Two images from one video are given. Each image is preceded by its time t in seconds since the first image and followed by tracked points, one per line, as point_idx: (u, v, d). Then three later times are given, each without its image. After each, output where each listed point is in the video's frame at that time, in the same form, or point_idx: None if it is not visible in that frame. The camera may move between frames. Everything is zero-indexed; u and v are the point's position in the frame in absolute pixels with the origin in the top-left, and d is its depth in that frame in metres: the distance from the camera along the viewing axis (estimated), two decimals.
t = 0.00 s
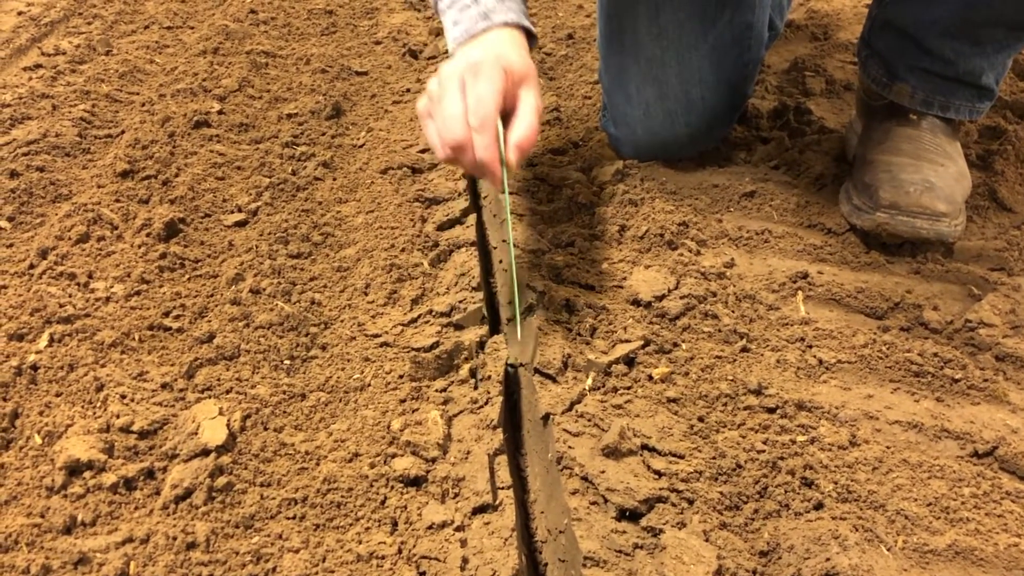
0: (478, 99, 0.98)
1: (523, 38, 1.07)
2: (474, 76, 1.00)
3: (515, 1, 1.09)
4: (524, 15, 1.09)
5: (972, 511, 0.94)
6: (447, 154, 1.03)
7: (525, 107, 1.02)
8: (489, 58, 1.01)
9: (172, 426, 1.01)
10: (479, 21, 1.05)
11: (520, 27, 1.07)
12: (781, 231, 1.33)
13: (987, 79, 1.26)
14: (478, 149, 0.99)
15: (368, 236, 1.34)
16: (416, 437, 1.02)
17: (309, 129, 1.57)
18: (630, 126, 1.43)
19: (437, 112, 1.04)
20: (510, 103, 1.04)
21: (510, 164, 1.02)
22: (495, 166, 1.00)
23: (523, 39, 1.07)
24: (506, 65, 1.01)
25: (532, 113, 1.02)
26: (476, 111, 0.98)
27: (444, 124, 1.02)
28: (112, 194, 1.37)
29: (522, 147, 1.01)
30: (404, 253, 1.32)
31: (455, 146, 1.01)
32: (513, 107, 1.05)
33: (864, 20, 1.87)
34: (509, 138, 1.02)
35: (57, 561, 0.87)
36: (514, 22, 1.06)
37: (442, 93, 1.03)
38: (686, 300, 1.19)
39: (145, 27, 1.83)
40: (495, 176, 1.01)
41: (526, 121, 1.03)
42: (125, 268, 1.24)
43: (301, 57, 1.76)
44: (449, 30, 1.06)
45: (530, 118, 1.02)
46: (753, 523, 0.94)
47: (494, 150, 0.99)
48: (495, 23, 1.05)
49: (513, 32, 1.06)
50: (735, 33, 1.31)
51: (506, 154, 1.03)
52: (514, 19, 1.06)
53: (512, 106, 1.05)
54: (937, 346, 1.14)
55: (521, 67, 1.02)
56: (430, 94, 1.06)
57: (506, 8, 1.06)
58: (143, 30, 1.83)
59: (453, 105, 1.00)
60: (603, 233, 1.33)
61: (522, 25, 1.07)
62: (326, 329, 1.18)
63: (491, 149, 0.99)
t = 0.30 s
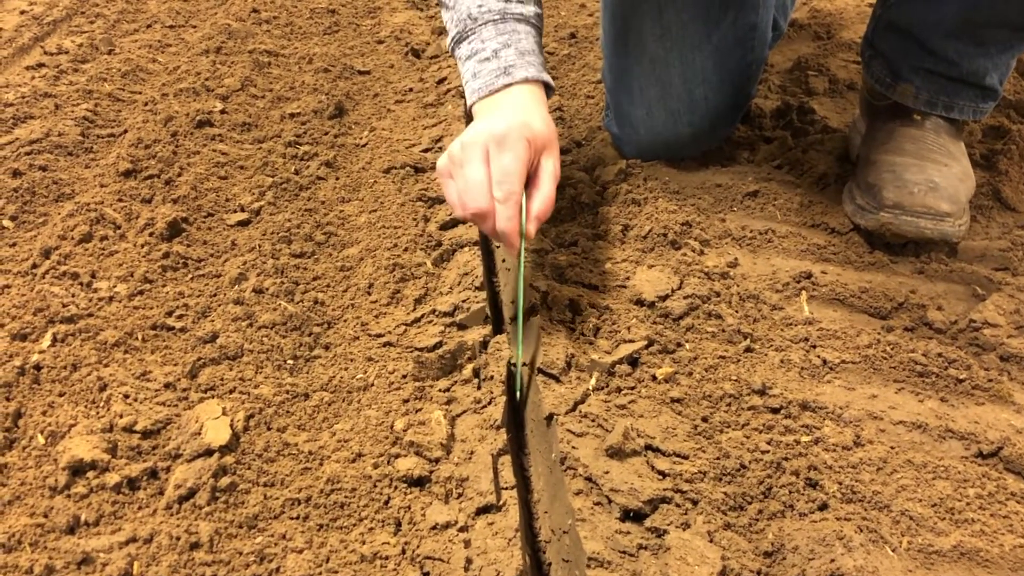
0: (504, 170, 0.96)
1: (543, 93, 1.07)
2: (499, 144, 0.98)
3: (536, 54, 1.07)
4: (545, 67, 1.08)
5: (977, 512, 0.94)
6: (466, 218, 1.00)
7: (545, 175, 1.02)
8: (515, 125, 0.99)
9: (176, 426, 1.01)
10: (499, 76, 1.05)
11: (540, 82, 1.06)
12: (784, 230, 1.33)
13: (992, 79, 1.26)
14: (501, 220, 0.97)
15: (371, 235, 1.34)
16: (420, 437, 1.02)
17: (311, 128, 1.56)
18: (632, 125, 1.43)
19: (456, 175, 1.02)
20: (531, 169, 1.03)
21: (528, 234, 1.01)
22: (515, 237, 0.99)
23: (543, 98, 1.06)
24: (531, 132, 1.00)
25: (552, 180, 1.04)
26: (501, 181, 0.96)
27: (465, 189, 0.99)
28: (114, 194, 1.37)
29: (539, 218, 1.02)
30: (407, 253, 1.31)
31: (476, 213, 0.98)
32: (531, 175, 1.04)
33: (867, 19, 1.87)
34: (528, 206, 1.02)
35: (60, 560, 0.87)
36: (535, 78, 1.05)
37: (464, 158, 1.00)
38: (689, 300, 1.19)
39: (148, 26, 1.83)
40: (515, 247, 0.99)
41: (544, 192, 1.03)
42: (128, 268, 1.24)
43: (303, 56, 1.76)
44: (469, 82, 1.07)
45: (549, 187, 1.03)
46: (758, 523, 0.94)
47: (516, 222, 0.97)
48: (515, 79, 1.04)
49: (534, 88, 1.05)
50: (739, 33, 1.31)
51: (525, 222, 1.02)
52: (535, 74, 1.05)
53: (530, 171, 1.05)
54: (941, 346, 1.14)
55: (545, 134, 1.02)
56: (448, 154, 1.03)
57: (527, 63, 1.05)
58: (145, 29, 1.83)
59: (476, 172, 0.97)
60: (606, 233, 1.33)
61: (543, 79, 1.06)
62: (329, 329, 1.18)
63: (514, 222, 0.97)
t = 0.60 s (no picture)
0: (498, 169, 0.97)
1: (541, 92, 1.08)
2: (493, 144, 0.98)
3: (534, 52, 1.09)
4: (543, 65, 1.09)
5: (980, 513, 0.94)
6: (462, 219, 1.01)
7: (540, 174, 1.03)
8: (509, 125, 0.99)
9: (176, 425, 1.01)
10: (496, 74, 1.07)
11: (538, 80, 1.07)
12: (786, 230, 1.32)
13: (995, 78, 1.25)
14: (494, 220, 0.97)
15: (371, 235, 1.34)
16: (421, 437, 1.02)
17: (312, 128, 1.56)
18: (634, 124, 1.42)
19: (452, 175, 1.02)
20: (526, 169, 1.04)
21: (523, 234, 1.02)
22: (509, 237, 0.99)
23: (538, 98, 1.07)
24: (525, 132, 1.00)
25: (546, 179, 1.03)
26: (495, 181, 0.97)
27: (461, 190, 1.00)
28: (115, 193, 1.36)
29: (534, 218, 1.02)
30: (408, 252, 1.31)
31: (471, 213, 0.99)
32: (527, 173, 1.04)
33: (869, 18, 1.86)
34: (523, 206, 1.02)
35: (61, 560, 0.87)
36: (532, 76, 1.07)
37: (459, 158, 1.00)
38: (691, 300, 1.19)
39: (148, 25, 1.83)
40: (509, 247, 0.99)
41: (539, 191, 1.03)
42: (129, 267, 1.24)
43: (304, 55, 1.76)
44: (467, 80, 1.09)
45: (545, 185, 1.02)
46: (760, 524, 0.94)
47: (509, 222, 0.97)
48: (513, 78, 1.06)
49: (530, 87, 1.07)
50: (742, 33, 1.30)
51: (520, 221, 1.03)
52: (532, 73, 1.06)
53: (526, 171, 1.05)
54: (943, 346, 1.14)
55: (539, 133, 1.02)
56: (444, 155, 1.04)
57: (524, 61, 1.07)
58: (145, 28, 1.82)
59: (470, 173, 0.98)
60: (607, 233, 1.32)
61: (541, 78, 1.08)
62: (330, 328, 1.18)
63: (507, 221, 0.97)
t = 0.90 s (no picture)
0: (463, 168, 0.97)
1: (522, 91, 1.09)
2: (459, 143, 0.99)
3: (517, 50, 1.10)
4: (526, 63, 1.11)
5: (979, 513, 0.94)
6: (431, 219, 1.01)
7: (509, 173, 1.03)
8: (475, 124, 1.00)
9: (175, 425, 1.01)
10: (478, 72, 1.08)
11: (519, 78, 1.08)
12: (785, 229, 1.32)
13: (995, 77, 1.25)
14: (461, 219, 0.97)
15: (370, 234, 1.34)
16: (420, 437, 1.02)
17: (311, 127, 1.56)
18: (632, 123, 1.42)
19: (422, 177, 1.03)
20: (496, 169, 1.04)
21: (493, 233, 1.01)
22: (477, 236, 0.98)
23: (517, 97, 1.08)
24: (494, 131, 1.01)
25: (517, 177, 1.03)
26: (460, 179, 0.97)
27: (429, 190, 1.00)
28: (114, 193, 1.36)
29: (503, 217, 1.01)
30: (407, 251, 1.31)
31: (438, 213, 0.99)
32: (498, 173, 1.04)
33: (868, 17, 1.86)
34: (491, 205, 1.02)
35: (59, 561, 0.86)
36: (512, 74, 1.08)
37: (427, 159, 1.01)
38: (690, 299, 1.19)
39: (147, 24, 1.83)
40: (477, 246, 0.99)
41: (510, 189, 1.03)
42: (127, 267, 1.23)
43: (303, 55, 1.76)
44: (452, 77, 1.11)
45: (514, 183, 1.03)
46: (759, 524, 0.94)
47: (476, 220, 0.97)
48: (493, 76, 1.07)
49: (511, 85, 1.08)
50: (740, 31, 1.30)
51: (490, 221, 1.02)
52: (512, 71, 1.08)
53: (496, 171, 1.05)
54: (943, 345, 1.14)
55: (508, 132, 1.03)
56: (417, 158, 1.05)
57: (506, 59, 1.08)
58: (144, 27, 1.82)
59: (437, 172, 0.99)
60: (606, 232, 1.32)
61: (522, 77, 1.09)
62: (329, 328, 1.18)
63: (474, 220, 0.97)
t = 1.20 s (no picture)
0: (473, 148, 0.97)
1: (524, 80, 1.08)
2: (468, 124, 0.99)
3: (518, 41, 1.08)
4: (528, 54, 1.08)
5: (975, 513, 0.94)
6: (442, 201, 1.01)
7: (519, 155, 1.03)
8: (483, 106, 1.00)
9: (171, 425, 1.01)
10: (479, 63, 1.06)
11: (521, 68, 1.07)
12: (782, 229, 1.32)
13: (991, 76, 1.25)
14: (472, 199, 0.97)
15: (367, 234, 1.33)
16: (417, 438, 1.02)
17: (308, 126, 1.56)
18: (630, 123, 1.42)
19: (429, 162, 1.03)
20: (505, 151, 1.04)
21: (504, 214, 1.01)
22: (488, 216, 0.98)
23: (523, 83, 1.07)
24: (503, 112, 1.01)
25: (526, 159, 1.03)
26: (470, 159, 0.97)
27: (437, 173, 1.00)
28: (110, 192, 1.36)
29: (515, 198, 1.01)
30: (404, 251, 1.31)
31: (449, 194, 0.99)
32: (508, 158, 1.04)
33: (866, 17, 1.86)
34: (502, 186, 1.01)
35: (55, 561, 0.86)
36: (514, 64, 1.06)
37: (434, 141, 1.01)
38: (687, 299, 1.19)
39: (144, 23, 1.82)
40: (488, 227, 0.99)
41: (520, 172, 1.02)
42: (123, 266, 1.23)
43: (300, 54, 1.75)
44: (452, 68, 1.09)
45: (525, 166, 1.02)
46: (756, 524, 0.94)
47: (487, 200, 0.97)
48: (495, 66, 1.05)
49: (514, 74, 1.06)
50: (736, 31, 1.30)
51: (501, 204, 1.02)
52: (514, 60, 1.06)
53: (504, 153, 1.05)
54: (939, 345, 1.14)
55: (516, 115, 1.03)
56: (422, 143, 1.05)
57: (507, 49, 1.06)
58: (141, 26, 1.82)
59: (446, 154, 0.98)
60: (604, 232, 1.32)
61: (523, 66, 1.07)
62: (326, 328, 1.18)
63: (485, 199, 0.97)
